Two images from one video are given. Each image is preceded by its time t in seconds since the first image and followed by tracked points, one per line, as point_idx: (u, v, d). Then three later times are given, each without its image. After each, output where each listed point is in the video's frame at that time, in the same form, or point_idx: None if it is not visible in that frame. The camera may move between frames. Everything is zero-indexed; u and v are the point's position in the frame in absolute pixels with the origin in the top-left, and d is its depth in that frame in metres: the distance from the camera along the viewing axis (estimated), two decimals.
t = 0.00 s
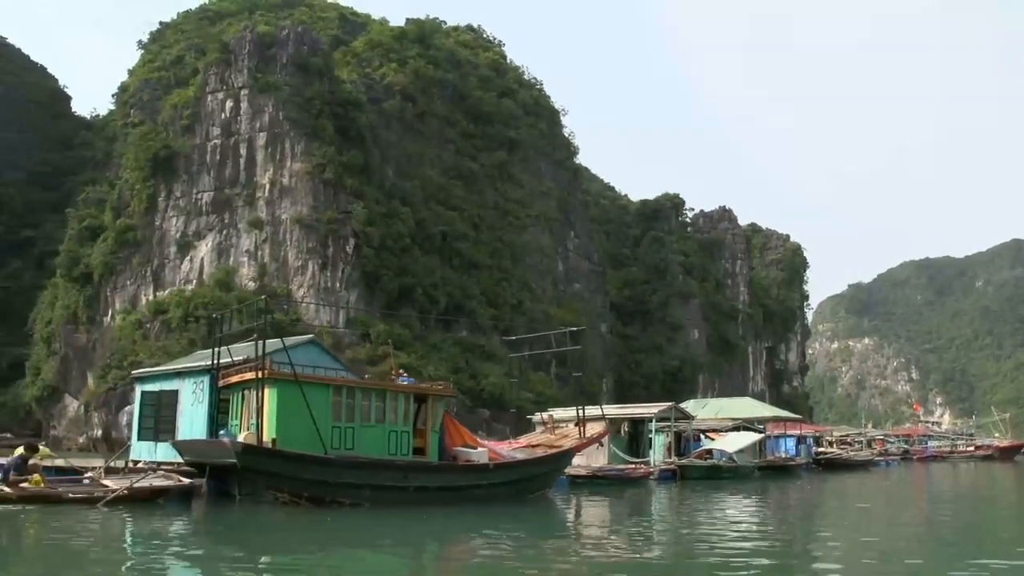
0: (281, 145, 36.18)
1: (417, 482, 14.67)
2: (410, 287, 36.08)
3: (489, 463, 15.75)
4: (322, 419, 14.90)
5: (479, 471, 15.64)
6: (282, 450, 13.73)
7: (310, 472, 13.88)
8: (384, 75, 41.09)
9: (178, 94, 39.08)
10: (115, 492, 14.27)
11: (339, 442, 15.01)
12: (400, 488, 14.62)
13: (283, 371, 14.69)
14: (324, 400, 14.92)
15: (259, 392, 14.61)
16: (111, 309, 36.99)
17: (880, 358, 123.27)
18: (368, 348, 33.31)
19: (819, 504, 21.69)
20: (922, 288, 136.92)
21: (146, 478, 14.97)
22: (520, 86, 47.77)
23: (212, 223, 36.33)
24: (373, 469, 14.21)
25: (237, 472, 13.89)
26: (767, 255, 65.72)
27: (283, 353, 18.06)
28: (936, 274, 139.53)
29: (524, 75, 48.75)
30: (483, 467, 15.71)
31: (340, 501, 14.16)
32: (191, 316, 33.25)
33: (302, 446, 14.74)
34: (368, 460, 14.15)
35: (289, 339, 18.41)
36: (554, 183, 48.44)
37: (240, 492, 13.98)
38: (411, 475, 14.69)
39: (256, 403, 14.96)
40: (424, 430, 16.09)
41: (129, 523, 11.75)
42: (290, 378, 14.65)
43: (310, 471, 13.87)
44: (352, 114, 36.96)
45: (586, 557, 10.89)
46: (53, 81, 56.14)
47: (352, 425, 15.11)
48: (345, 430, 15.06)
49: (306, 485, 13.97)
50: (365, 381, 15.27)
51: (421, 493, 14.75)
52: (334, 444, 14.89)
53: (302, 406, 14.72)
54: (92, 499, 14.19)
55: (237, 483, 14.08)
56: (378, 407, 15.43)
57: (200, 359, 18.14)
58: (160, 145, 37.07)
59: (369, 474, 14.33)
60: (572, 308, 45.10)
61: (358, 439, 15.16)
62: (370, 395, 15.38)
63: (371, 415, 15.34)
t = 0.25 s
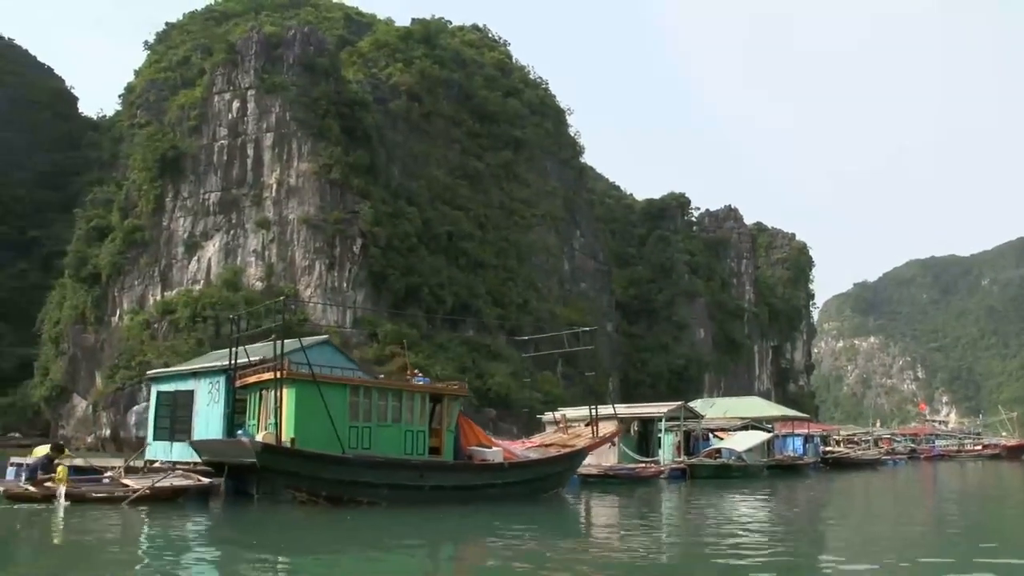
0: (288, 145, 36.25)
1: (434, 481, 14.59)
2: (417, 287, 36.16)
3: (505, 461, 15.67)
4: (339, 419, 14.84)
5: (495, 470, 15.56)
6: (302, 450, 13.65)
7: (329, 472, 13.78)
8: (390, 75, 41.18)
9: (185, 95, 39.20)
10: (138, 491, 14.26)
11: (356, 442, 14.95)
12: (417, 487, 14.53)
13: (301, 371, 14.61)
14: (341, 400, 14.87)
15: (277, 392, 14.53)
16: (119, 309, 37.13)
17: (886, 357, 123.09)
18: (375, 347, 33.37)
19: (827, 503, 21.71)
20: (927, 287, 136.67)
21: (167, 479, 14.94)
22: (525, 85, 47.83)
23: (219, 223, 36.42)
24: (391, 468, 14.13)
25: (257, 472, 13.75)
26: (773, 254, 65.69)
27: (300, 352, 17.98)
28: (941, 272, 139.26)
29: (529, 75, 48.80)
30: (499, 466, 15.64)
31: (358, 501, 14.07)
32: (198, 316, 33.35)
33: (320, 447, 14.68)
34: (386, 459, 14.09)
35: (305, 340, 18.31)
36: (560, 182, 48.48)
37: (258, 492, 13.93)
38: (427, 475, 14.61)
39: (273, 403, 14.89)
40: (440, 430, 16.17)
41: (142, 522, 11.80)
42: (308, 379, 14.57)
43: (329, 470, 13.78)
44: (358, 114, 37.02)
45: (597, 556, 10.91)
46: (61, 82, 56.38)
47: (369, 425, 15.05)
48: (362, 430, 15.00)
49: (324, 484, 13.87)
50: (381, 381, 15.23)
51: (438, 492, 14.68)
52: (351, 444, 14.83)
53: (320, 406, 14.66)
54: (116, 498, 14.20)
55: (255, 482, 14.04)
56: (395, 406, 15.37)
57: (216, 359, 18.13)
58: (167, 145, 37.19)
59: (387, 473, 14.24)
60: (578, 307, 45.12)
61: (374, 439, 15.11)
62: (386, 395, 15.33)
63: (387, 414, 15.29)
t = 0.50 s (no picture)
0: (295, 146, 36.34)
1: (451, 480, 14.58)
2: (424, 286, 36.27)
3: (520, 461, 15.67)
4: (357, 419, 14.74)
5: (510, 469, 15.56)
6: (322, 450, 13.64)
7: (347, 471, 13.78)
8: (396, 76, 41.26)
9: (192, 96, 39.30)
10: (164, 491, 14.15)
11: (374, 442, 14.88)
12: (433, 486, 14.54)
13: (320, 371, 14.48)
14: (359, 401, 14.76)
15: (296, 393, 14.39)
16: (127, 310, 37.27)
17: (892, 354, 122.95)
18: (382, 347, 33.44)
19: (836, 501, 21.76)
20: (933, 284, 136.45)
21: (190, 476, 14.83)
22: (531, 85, 47.89)
23: (227, 224, 36.53)
24: (409, 467, 14.12)
25: (276, 472, 13.82)
26: (778, 253, 65.68)
27: (319, 353, 17.82)
28: (947, 270, 139.01)
29: (535, 75, 48.86)
30: (514, 466, 15.62)
31: (375, 499, 14.07)
32: (206, 316, 33.45)
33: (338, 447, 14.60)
34: (404, 459, 14.06)
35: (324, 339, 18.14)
36: (566, 182, 48.53)
37: (277, 491, 13.94)
38: (444, 473, 14.60)
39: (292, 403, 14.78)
40: (456, 429, 16.09)
41: (156, 523, 11.89)
42: (327, 379, 14.44)
43: (348, 470, 13.76)
44: (365, 115, 37.10)
45: (609, 555, 10.99)
46: (68, 83, 56.57)
47: (387, 425, 14.97)
48: (380, 431, 14.92)
49: (343, 483, 13.85)
50: (399, 381, 15.11)
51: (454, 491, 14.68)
52: (370, 444, 14.75)
53: (339, 407, 14.55)
54: (141, 498, 14.08)
55: (274, 482, 14.06)
56: (412, 406, 15.30)
57: (233, 360, 17.96)
58: (174, 146, 37.31)
59: (404, 472, 14.24)
60: (584, 306, 45.17)
61: (392, 439, 15.04)
62: (404, 395, 15.24)
63: (404, 414, 15.20)
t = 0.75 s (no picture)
0: (300, 146, 36.42)
1: (466, 480, 14.57)
2: (430, 286, 36.37)
3: (533, 460, 15.66)
4: (372, 419, 14.73)
5: (523, 468, 15.55)
6: (339, 449, 13.61)
7: (365, 471, 13.74)
8: (401, 75, 41.34)
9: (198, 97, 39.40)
10: (185, 489, 14.13)
11: (389, 442, 14.87)
12: (448, 486, 14.51)
13: (335, 371, 14.47)
14: (375, 401, 14.76)
15: (311, 393, 14.38)
16: (133, 310, 37.40)
17: (897, 352, 122.90)
18: (388, 347, 33.52)
19: (844, 499, 21.76)
20: (937, 282, 136.27)
21: (207, 476, 14.84)
22: (535, 85, 47.96)
23: (233, 224, 36.62)
24: (424, 466, 14.11)
25: (294, 472, 13.74)
26: (783, 251, 65.69)
27: (335, 354, 17.73)
28: (952, 267, 138.77)
29: (539, 74, 48.92)
30: (527, 465, 15.61)
31: (392, 499, 14.05)
32: (212, 317, 33.55)
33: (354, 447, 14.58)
34: (419, 458, 14.05)
35: (339, 339, 18.05)
36: (570, 181, 48.59)
37: (294, 491, 13.91)
38: (459, 473, 14.58)
39: (308, 404, 14.78)
40: (470, 429, 16.15)
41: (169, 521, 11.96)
42: (343, 380, 14.44)
43: (364, 469, 13.73)
44: (370, 115, 37.19)
45: (620, 554, 11.00)
46: (73, 84, 56.72)
47: (402, 425, 14.96)
48: (394, 431, 14.90)
49: (359, 482, 13.84)
50: (413, 381, 15.12)
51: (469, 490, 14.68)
52: (385, 444, 14.74)
53: (355, 407, 14.55)
54: (163, 497, 14.04)
55: (291, 482, 14.00)
56: (427, 406, 15.29)
57: (246, 361, 17.91)
58: (180, 147, 37.40)
59: (420, 471, 14.21)
60: (589, 306, 45.24)
61: (407, 439, 15.02)
62: (418, 395, 15.23)
63: (419, 415, 15.20)
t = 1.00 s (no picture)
0: (308, 146, 36.48)
1: (483, 478, 14.63)
2: (437, 285, 36.46)
3: (549, 459, 15.71)
4: (390, 418, 14.77)
5: (540, 467, 15.60)
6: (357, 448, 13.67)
7: (384, 470, 13.80)
8: (407, 75, 41.41)
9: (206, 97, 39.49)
10: (209, 488, 14.12)
11: (408, 440, 14.90)
12: (465, 484, 14.57)
13: (353, 371, 14.50)
14: (393, 400, 14.80)
15: (330, 392, 14.42)
16: (141, 310, 37.51)
17: (903, 351, 122.80)
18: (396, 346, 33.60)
19: (853, 498, 21.78)
20: (943, 280, 136.05)
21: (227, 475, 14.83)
22: (541, 84, 48.01)
23: (240, 224, 36.69)
24: (442, 465, 14.16)
25: (313, 471, 13.80)
26: (789, 250, 65.69)
27: (353, 353, 17.68)
28: (958, 266, 138.52)
29: (545, 73, 48.96)
30: (543, 463, 15.66)
31: (410, 497, 14.12)
32: (221, 316, 33.63)
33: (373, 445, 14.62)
34: (437, 457, 14.10)
35: (356, 339, 17.92)
36: (577, 180, 48.63)
37: (312, 489, 13.99)
38: (476, 471, 14.64)
39: (326, 403, 14.82)
40: (486, 428, 15.96)
41: (182, 519, 12.02)
42: (361, 379, 14.47)
43: (383, 468, 13.80)
44: (377, 114, 37.28)
45: (632, 552, 11.04)
46: (80, 84, 56.89)
47: (420, 424, 14.99)
48: (412, 429, 14.94)
49: (378, 480, 13.90)
50: (430, 381, 15.13)
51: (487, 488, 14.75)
52: (403, 443, 14.78)
53: (373, 406, 14.58)
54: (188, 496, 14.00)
55: (309, 481, 14.07)
56: (444, 405, 15.30)
57: (262, 360, 17.92)
58: (188, 147, 37.47)
59: (438, 469, 14.26)
60: (596, 305, 45.30)
61: (425, 438, 15.05)
62: (436, 394, 15.25)
63: (436, 414, 15.22)
